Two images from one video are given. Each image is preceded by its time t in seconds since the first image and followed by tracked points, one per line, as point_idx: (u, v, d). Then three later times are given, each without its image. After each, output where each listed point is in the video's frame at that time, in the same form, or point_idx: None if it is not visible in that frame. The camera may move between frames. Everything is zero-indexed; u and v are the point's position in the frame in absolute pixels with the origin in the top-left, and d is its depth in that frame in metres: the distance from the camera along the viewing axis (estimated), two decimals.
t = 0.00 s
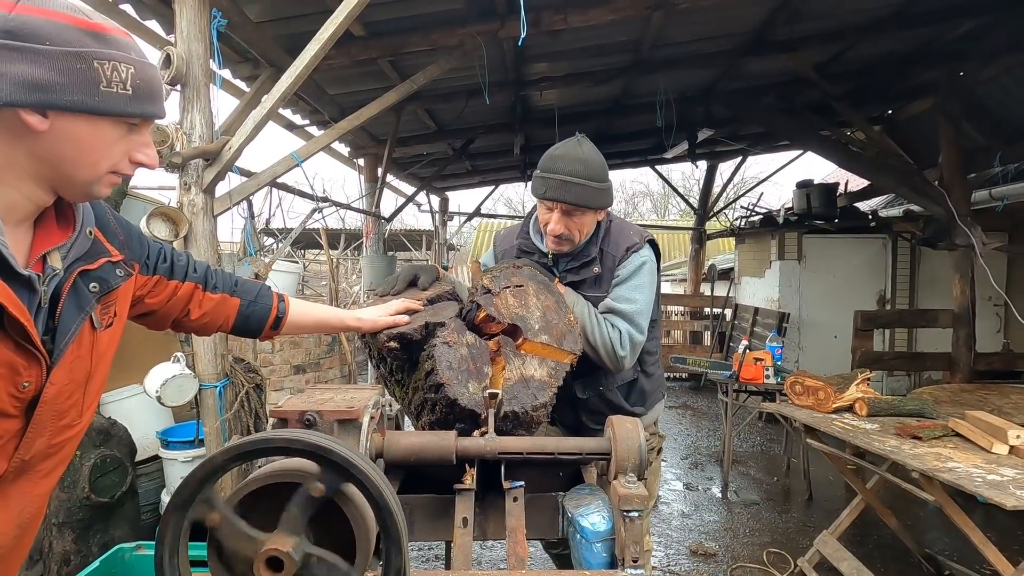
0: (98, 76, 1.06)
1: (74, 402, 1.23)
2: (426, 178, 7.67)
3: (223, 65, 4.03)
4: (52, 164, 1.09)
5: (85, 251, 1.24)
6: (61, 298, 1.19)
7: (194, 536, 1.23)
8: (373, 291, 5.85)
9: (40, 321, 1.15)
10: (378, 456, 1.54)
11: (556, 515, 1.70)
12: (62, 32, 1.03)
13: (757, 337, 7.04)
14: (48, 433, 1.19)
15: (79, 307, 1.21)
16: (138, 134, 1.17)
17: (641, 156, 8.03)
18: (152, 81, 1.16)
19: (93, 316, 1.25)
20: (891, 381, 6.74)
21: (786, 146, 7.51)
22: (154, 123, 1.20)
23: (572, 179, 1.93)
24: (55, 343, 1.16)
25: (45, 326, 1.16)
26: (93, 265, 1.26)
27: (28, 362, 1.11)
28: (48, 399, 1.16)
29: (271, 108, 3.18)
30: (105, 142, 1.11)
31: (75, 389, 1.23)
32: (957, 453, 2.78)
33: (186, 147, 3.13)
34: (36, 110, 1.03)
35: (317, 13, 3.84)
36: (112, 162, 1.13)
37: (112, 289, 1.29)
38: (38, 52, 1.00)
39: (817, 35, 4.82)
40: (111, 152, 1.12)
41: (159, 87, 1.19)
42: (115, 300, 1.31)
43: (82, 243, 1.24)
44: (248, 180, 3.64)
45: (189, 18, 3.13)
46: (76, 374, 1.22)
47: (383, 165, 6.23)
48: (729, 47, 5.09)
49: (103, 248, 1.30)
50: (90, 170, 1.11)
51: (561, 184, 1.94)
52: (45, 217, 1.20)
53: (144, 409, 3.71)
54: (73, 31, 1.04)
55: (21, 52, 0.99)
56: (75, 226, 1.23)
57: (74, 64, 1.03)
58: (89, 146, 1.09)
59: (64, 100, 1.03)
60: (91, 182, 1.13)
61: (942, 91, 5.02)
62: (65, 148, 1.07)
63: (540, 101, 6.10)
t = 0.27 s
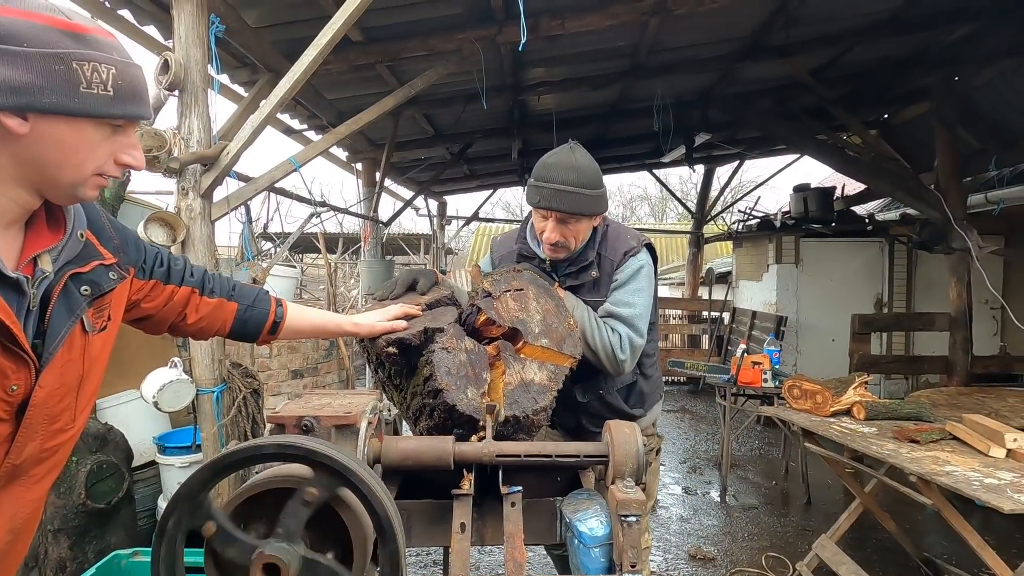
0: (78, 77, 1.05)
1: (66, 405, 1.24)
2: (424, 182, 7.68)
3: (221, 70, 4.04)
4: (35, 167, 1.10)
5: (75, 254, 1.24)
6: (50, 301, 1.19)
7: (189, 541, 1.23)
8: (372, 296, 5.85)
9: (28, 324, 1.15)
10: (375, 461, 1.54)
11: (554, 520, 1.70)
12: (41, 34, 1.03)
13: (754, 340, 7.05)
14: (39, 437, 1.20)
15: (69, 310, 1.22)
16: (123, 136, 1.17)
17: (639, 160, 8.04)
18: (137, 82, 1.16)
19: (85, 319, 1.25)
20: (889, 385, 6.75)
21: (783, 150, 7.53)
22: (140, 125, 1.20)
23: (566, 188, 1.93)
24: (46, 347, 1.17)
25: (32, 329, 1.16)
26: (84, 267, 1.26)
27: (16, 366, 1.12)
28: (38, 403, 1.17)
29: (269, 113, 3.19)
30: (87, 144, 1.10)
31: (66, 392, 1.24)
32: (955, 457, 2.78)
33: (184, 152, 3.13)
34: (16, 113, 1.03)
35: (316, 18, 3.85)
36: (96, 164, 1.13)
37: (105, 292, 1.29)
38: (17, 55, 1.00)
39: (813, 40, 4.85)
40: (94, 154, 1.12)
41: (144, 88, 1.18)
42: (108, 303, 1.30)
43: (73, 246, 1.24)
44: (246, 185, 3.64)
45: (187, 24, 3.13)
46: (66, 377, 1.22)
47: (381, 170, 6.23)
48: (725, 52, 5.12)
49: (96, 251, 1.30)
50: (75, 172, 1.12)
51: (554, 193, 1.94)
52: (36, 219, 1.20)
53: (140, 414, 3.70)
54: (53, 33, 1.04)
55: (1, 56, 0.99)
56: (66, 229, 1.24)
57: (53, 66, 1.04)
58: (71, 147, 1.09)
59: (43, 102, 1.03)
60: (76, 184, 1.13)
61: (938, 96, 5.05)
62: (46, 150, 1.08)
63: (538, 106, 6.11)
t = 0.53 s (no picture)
0: (75, 99, 1.06)
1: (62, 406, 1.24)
2: (422, 186, 7.69)
3: (219, 75, 4.05)
4: (23, 178, 1.10)
5: (67, 256, 1.23)
6: (41, 303, 1.18)
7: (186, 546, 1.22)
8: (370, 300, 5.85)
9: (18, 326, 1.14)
10: (374, 466, 1.54)
11: (552, 524, 1.70)
12: (45, 55, 1.03)
13: (753, 344, 7.05)
14: (35, 439, 1.20)
15: (61, 312, 1.21)
16: (116, 157, 1.17)
17: (637, 164, 8.06)
18: (137, 108, 1.16)
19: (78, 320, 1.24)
20: (887, 388, 6.76)
21: (780, 154, 7.56)
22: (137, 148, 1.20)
23: (553, 170, 1.99)
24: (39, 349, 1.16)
25: (24, 331, 1.15)
26: (77, 269, 1.25)
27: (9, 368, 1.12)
28: (32, 404, 1.17)
29: (267, 118, 3.19)
30: (74, 163, 1.10)
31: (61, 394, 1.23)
32: (953, 461, 2.78)
33: (181, 157, 3.13)
34: (8, 127, 1.03)
35: (313, 23, 3.85)
36: (82, 182, 1.13)
37: (98, 293, 1.28)
38: (15, 73, 1.01)
39: (809, 45, 4.87)
40: (82, 173, 1.12)
41: (146, 114, 1.19)
42: (101, 304, 1.30)
43: (65, 247, 1.23)
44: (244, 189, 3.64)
45: (186, 29, 3.14)
46: (60, 378, 1.22)
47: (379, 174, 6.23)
48: (722, 56, 5.13)
49: (90, 252, 1.29)
50: (61, 187, 1.12)
51: (542, 176, 2.00)
52: (27, 221, 1.19)
53: (137, 420, 3.68)
54: (59, 54, 1.04)
55: None
56: (57, 231, 1.23)
57: (50, 86, 1.03)
58: (59, 165, 1.09)
59: (36, 121, 1.03)
60: (58, 201, 1.14)
61: (934, 100, 5.07)
62: (35, 164, 1.08)
63: (535, 110, 6.13)
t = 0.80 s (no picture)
0: (24, 69, 1.05)
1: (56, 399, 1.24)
2: (421, 187, 7.69)
3: (218, 76, 4.05)
4: None
5: (51, 245, 1.23)
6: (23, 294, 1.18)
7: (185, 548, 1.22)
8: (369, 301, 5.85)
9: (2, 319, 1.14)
10: (374, 467, 1.53)
11: (552, 525, 1.70)
12: None
13: (752, 345, 7.06)
14: (30, 433, 1.20)
15: (46, 303, 1.21)
16: (84, 129, 1.17)
17: (636, 165, 8.07)
18: (95, 74, 1.15)
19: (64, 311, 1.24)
20: (886, 389, 6.77)
21: (780, 155, 7.56)
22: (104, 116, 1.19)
23: (518, 160, 2.11)
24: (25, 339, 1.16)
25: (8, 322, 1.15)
26: (61, 260, 1.25)
27: None
28: (21, 396, 1.17)
29: (266, 119, 3.19)
30: (42, 138, 1.11)
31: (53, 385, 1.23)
32: (952, 461, 2.78)
33: (181, 159, 3.13)
34: None
35: (313, 24, 3.85)
36: (55, 159, 1.14)
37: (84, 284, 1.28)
38: None
39: (808, 47, 4.88)
40: (51, 149, 1.12)
41: (106, 80, 1.18)
42: (88, 296, 1.29)
43: (50, 238, 1.22)
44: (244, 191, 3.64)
45: (185, 31, 3.14)
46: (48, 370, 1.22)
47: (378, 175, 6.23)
48: (721, 58, 5.14)
49: (75, 242, 1.28)
50: (32, 167, 1.12)
51: (508, 169, 2.13)
52: (8, 211, 1.19)
53: (136, 421, 3.68)
54: (3, 24, 1.03)
55: None
56: (37, 221, 1.21)
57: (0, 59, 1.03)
58: (26, 142, 1.10)
59: None
60: (35, 181, 1.14)
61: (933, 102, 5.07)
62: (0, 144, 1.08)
63: (534, 112, 6.14)
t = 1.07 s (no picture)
0: None
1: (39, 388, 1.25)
2: (420, 185, 7.68)
3: (217, 72, 4.03)
4: None
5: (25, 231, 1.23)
6: None
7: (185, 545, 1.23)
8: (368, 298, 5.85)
9: None
10: (371, 464, 1.53)
11: (550, 521, 1.70)
12: None
13: (751, 342, 7.06)
14: (13, 422, 1.20)
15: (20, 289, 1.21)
16: (39, 99, 1.16)
17: (636, 162, 8.06)
18: (45, 39, 1.13)
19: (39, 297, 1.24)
20: (885, 386, 6.78)
21: (779, 152, 7.56)
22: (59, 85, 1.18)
23: (488, 171, 2.13)
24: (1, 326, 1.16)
25: None
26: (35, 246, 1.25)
27: None
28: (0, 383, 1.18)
29: (265, 116, 3.18)
30: None
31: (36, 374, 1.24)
32: (950, 457, 2.79)
33: (179, 155, 3.13)
34: None
35: (311, 20, 3.84)
36: (14, 130, 1.13)
37: (59, 271, 1.29)
38: None
39: (808, 43, 4.87)
40: (7, 120, 1.11)
41: (57, 44, 1.16)
42: (65, 284, 1.30)
43: (24, 222, 1.23)
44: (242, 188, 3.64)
45: (183, 27, 3.13)
46: (28, 357, 1.23)
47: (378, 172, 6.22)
48: (721, 54, 5.13)
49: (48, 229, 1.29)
50: None
51: (478, 180, 2.15)
52: None
53: (135, 418, 3.68)
54: None
55: None
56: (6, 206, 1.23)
57: None
58: None
59: None
60: None
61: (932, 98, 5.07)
62: None
63: (534, 108, 6.13)
